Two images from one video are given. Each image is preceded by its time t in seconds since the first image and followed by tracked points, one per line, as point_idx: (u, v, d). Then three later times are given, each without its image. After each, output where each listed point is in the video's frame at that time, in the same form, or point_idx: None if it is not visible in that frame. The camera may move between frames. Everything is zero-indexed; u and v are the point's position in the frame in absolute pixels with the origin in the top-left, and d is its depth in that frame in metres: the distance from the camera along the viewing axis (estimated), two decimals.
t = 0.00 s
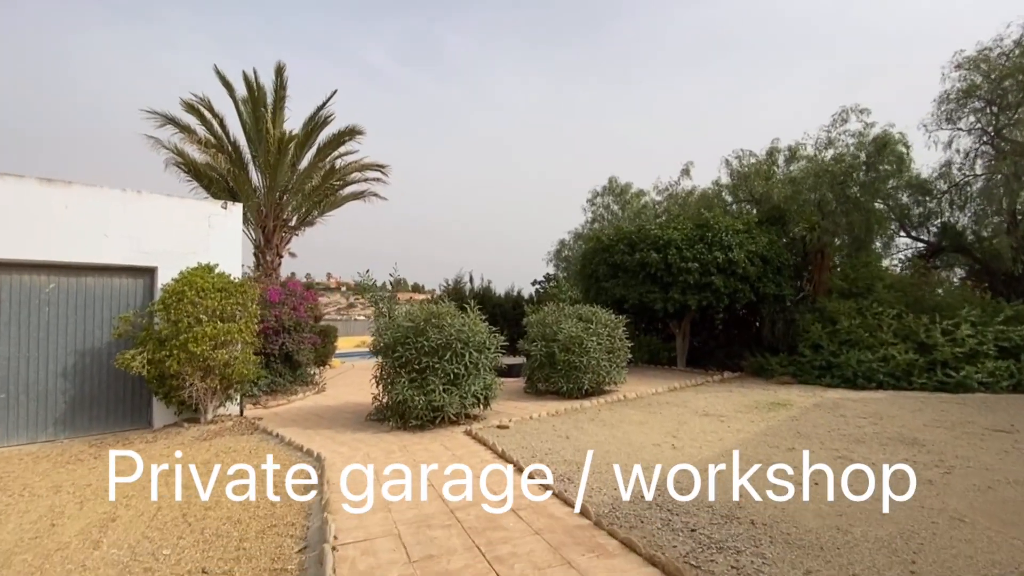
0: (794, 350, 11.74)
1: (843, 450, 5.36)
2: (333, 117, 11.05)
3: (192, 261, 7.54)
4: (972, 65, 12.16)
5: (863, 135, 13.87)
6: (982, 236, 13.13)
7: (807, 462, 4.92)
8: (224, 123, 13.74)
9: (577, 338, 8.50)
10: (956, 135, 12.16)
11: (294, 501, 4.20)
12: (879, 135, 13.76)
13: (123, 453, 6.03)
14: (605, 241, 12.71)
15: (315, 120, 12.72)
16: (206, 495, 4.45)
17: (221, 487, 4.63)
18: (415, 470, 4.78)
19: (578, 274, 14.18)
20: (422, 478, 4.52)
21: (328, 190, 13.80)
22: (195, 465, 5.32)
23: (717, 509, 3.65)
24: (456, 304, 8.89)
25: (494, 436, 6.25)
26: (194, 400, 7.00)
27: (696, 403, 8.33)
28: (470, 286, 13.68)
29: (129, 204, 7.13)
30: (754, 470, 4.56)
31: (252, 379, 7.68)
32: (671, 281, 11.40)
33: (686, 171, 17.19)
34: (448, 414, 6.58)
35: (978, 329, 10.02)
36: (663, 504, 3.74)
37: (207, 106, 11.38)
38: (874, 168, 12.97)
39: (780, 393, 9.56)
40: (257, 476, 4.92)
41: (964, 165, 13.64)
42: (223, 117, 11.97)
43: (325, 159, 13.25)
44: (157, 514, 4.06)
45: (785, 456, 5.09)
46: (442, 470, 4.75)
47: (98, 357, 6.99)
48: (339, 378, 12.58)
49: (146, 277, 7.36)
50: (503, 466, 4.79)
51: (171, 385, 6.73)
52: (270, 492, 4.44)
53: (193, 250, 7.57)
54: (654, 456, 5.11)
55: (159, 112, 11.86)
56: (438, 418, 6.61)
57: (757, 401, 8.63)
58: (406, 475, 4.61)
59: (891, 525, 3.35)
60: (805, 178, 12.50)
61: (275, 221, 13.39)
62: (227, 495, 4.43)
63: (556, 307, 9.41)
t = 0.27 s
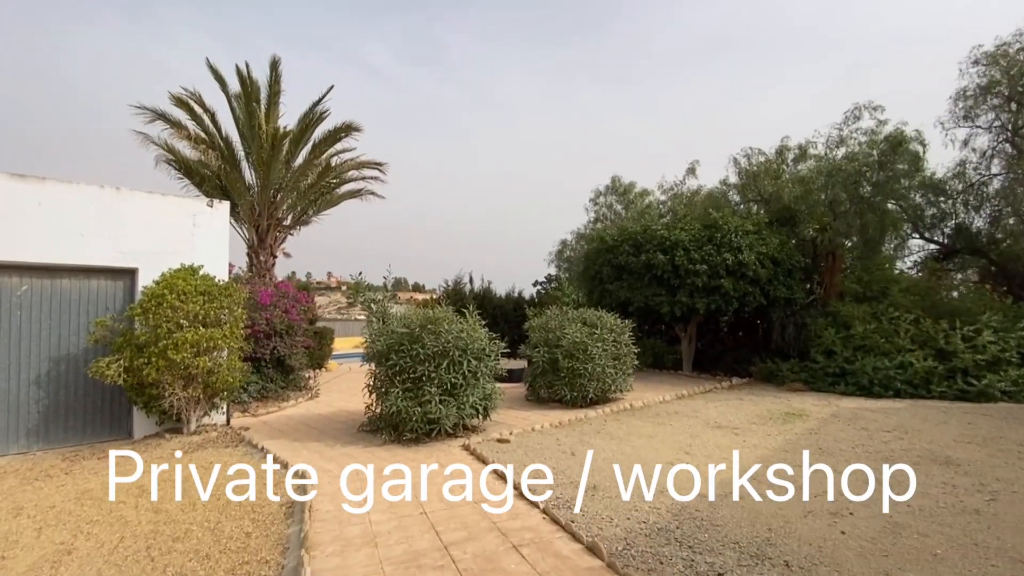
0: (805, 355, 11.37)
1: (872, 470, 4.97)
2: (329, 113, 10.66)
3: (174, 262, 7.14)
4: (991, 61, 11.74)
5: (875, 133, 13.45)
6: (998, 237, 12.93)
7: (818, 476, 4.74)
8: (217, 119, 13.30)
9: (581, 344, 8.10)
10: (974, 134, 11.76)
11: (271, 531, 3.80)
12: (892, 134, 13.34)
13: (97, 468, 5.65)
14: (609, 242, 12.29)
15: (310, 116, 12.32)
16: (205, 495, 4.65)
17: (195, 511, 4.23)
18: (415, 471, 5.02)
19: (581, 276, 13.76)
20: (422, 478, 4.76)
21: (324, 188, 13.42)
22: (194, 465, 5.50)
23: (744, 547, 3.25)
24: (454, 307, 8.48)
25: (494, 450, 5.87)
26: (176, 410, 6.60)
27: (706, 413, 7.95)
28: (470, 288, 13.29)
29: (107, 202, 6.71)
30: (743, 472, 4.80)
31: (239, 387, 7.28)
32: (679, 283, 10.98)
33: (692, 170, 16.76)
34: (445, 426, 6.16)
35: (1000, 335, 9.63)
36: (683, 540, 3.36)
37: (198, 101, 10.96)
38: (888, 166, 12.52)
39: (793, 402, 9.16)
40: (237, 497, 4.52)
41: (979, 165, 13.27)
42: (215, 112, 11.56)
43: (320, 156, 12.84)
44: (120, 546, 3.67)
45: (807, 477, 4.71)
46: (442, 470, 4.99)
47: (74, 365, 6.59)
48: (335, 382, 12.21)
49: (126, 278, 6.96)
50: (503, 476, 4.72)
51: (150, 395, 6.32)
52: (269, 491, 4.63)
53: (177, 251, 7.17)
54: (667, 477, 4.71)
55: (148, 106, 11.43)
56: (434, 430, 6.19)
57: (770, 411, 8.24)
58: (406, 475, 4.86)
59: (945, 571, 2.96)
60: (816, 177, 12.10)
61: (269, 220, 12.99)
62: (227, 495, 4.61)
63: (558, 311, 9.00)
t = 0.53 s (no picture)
0: (830, 357, 10.90)
1: (924, 486, 4.50)
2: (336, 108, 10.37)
3: (171, 260, 6.84)
4: None
5: (901, 126, 12.90)
6: None
7: (865, 494, 4.28)
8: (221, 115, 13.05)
9: (597, 346, 7.68)
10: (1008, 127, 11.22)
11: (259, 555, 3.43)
12: (919, 127, 12.79)
13: (85, 476, 5.34)
14: (624, 240, 11.85)
15: (316, 111, 12.02)
16: (202, 498, 4.54)
17: (180, 528, 3.89)
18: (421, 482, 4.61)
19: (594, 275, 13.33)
20: (422, 478, 4.63)
21: (331, 186, 13.14)
22: (188, 474, 5.21)
23: None
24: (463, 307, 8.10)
25: (506, 458, 5.47)
26: (171, 415, 6.26)
27: (729, 419, 7.51)
28: (479, 287, 12.92)
29: (101, 196, 6.42)
30: (776, 484, 4.47)
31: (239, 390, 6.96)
32: (697, 282, 10.53)
33: (708, 166, 16.28)
34: (453, 433, 5.75)
35: None
36: (725, 570, 2.96)
37: (201, 96, 10.69)
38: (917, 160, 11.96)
39: (820, 407, 8.67)
40: (228, 511, 4.16)
41: (1010, 159, 12.76)
42: (218, 108, 11.29)
43: (326, 153, 12.55)
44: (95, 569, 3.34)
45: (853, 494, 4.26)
46: (442, 470, 4.87)
47: (67, 366, 6.31)
48: (342, 384, 11.90)
49: (121, 276, 6.67)
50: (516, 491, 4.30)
51: (143, 399, 5.99)
52: (269, 493, 4.50)
53: (174, 247, 6.87)
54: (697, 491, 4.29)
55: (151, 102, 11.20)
56: (441, 437, 5.78)
57: (798, 417, 7.76)
58: (406, 475, 4.73)
59: None
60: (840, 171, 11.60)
61: (274, 218, 12.71)
62: (226, 498, 4.49)
63: (572, 311, 8.58)
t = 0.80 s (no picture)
0: (862, 361, 10.35)
1: (988, 509, 4.07)
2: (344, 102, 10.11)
3: (170, 255, 6.54)
4: None
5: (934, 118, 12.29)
6: None
7: (930, 521, 3.79)
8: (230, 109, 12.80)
9: (617, 348, 7.24)
10: None
11: None
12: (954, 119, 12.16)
13: (74, 484, 5.02)
14: (642, 237, 11.37)
15: (325, 105, 11.74)
16: (192, 512, 4.19)
17: (165, 548, 3.54)
18: (429, 497, 4.22)
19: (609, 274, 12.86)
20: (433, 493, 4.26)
21: (340, 182, 12.87)
22: (181, 483, 4.87)
23: None
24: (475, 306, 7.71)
25: (523, 469, 5.06)
26: (168, 418, 5.94)
27: (759, 427, 7.03)
28: (490, 286, 12.53)
29: (97, 188, 6.13)
30: (826, 506, 4.03)
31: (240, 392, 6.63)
32: (720, 281, 10.02)
33: (727, 161, 15.72)
34: (465, 441, 5.34)
35: None
36: None
37: (207, 89, 10.42)
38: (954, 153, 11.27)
39: (855, 414, 8.14)
40: (218, 528, 3.80)
41: None
42: (225, 101, 11.03)
43: (335, 148, 12.24)
44: None
45: (915, 520, 3.79)
46: (454, 484, 4.50)
47: (61, 366, 6.03)
48: (350, 384, 11.60)
49: (117, 273, 6.37)
50: (535, 510, 3.88)
51: (137, 401, 5.67)
52: (262, 511, 4.10)
53: (174, 242, 6.57)
54: (738, 513, 3.84)
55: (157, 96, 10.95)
56: (452, 445, 5.37)
57: (833, 426, 7.24)
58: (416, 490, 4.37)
59: None
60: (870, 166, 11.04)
61: (282, 214, 12.43)
62: (217, 514, 4.10)
63: (590, 311, 8.13)
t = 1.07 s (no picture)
0: (903, 363, 9.71)
1: None
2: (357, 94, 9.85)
3: (175, 249, 6.28)
4: None
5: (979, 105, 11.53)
6: None
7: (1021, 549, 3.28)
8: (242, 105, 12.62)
9: (644, 348, 6.78)
10: None
11: None
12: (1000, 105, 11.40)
13: (69, 490, 4.76)
14: (665, 232, 10.87)
15: (338, 99, 11.50)
16: (187, 524, 3.86)
17: (153, 566, 3.21)
18: (444, 511, 3.83)
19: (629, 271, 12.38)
20: (448, 507, 3.87)
21: (354, 178, 12.63)
22: (180, 491, 4.57)
23: None
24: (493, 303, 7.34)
25: (546, 479, 4.64)
26: (170, 421, 5.66)
27: (799, 434, 6.51)
28: (506, 285, 12.13)
29: (99, 179, 5.89)
30: (894, 528, 3.54)
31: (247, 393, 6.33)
32: (750, 278, 9.48)
33: (753, 155, 15.10)
34: (482, 448, 4.95)
35: None
36: None
37: (219, 83, 10.22)
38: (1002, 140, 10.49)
39: (901, 421, 7.54)
40: (213, 544, 3.46)
41: None
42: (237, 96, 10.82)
43: (348, 143, 11.97)
44: None
45: (1002, 548, 3.28)
46: (471, 497, 4.10)
47: (62, 365, 5.79)
48: (363, 385, 11.31)
49: (120, 268, 6.12)
50: (562, 529, 3.47)
51: (138, 402, 5.40)
52: (262, 524, 3.75)
53: (178, 236, 6.30)
54: (794, 536, 3.37)
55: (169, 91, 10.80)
56: (468, 452, 4.98)
57: (879, 433, 6.68)
58: (430, 503, 3.98)
59: None
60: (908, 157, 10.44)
61: (295, 211, 12.20)
62: (213, 527, 3.77)
63: (613, 309, 7.68)
